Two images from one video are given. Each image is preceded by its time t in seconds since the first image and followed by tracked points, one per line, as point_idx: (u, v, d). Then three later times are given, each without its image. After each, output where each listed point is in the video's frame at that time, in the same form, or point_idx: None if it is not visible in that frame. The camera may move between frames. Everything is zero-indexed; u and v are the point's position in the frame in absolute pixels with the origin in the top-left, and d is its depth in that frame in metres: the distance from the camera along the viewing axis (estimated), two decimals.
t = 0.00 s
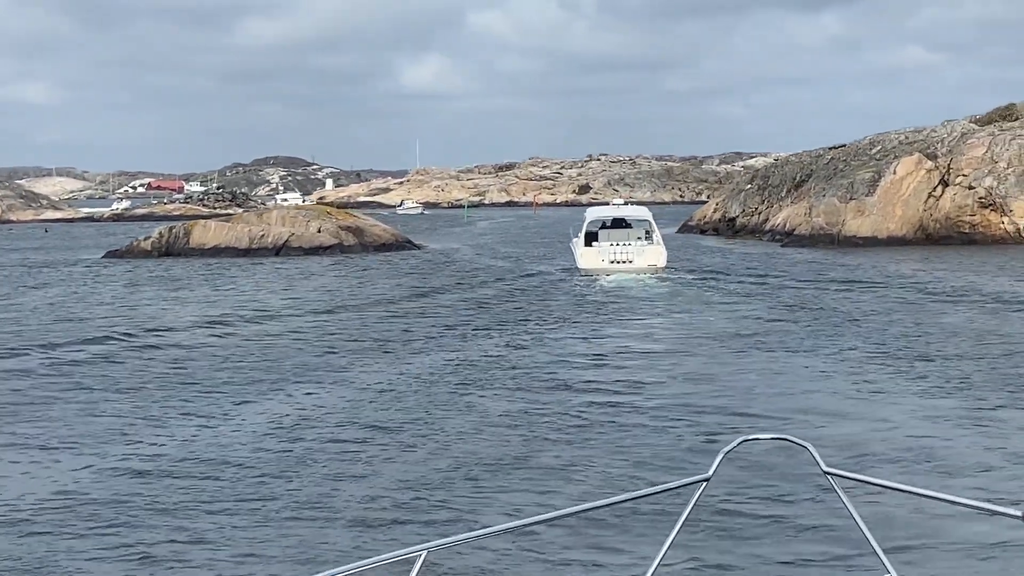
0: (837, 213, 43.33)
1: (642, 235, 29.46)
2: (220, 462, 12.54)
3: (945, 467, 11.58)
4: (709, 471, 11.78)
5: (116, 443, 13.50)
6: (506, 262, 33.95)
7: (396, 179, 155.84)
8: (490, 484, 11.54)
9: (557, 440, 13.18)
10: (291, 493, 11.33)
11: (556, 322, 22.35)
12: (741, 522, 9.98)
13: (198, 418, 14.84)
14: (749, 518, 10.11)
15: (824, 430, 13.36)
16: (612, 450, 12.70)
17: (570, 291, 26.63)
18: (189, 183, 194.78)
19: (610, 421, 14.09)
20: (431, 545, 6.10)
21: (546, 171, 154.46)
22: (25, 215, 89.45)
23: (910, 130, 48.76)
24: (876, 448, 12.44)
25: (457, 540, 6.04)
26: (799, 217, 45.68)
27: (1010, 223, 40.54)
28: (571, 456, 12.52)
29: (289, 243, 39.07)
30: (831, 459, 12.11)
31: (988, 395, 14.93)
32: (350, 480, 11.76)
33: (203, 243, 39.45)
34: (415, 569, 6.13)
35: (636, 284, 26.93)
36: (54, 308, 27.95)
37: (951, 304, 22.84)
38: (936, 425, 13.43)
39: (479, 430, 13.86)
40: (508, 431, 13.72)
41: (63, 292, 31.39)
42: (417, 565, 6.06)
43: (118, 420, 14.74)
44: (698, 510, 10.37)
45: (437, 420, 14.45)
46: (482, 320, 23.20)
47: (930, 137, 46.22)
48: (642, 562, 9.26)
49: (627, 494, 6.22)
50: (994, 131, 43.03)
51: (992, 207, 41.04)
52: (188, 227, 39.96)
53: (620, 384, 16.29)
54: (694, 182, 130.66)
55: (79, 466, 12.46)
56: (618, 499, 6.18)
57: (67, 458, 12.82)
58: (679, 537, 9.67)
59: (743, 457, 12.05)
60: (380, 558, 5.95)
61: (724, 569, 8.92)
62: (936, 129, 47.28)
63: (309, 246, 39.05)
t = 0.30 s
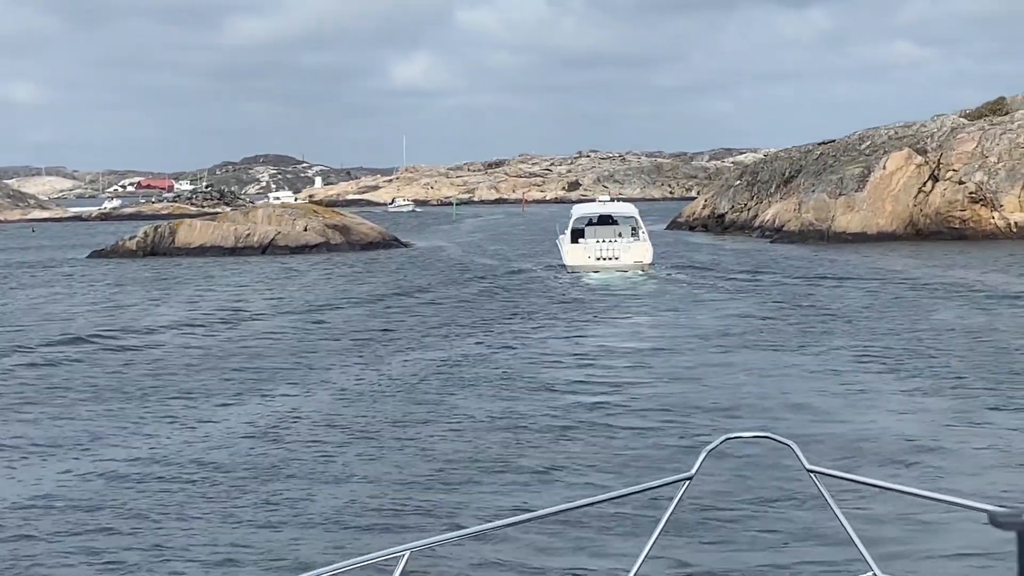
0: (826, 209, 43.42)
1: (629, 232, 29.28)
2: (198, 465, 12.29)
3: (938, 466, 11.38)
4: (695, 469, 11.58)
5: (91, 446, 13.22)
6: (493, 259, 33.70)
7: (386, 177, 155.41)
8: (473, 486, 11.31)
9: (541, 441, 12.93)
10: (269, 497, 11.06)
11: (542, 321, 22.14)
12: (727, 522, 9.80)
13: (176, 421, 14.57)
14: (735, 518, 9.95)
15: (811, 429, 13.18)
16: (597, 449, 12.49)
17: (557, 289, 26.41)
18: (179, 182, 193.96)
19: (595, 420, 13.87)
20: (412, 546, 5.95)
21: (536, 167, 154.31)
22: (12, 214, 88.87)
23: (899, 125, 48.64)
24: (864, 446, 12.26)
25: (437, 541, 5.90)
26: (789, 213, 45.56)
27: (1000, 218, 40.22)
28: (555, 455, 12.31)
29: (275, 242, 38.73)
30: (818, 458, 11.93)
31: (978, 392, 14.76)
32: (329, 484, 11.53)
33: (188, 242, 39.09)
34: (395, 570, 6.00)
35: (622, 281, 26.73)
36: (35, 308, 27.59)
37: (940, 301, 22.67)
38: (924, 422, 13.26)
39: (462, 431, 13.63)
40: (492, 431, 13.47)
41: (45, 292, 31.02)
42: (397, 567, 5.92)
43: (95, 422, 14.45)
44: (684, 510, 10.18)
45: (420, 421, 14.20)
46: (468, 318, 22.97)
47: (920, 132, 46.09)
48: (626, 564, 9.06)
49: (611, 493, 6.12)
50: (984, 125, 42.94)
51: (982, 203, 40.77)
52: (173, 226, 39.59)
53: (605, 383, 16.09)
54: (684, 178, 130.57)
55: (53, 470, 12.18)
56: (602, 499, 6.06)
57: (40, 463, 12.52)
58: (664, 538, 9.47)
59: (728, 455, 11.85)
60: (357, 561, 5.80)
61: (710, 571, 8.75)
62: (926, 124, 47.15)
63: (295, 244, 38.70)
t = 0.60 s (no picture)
0: (819, 206, 43.22)
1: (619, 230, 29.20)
2: (185, 464, 12.13)
3: (933, 465, 11.27)
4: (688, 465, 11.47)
5: (75, 446, 13.04)
6: (484, 258, 33.56)
7: (379, 176, 155.10)
8: (463, 484, 11.18)
9: (530, 440, 12.75)
10: (255, 498, 10.90)
11: (533, 319, 22.02)
12: (721, 521, 9.68)
13: (163, 420, 14.39)
14: (729, 517, 9.82)
15: (804, 427, 13.05)
16: (588, 447, 12.36)
17: (548, 287, 26.28)
18: (170, 181, 193.36)
19: (585, 418, 13.74)
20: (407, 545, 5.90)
21: (528, 165, 154.11)
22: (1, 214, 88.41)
23: (892, 122, 48.54)
24: (857, 444, 12.15)
25: (432, 540, 5.85)
26: (781, 210, 45.43)
27: (993, 215, 40.11)
28: (546, 453, 12.17)
29: (264, 242, 38.47)
30: (812, 456, 11.81)
31: (971, 389, 14.67)
32: (316, 482, 11.38)
33: (177, 242, 38.81)
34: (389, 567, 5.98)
35: (613, 279, 26.64)
36: (22, 308, 27.32)
37: (932, 299, 22.59)
38: (917, 420, 13.15)
39: (452, 428, 13.49)
40: (480, 430, 13.27)
41: (33, 292, 30.76)
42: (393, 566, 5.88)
43: (80, 423, 14.26)
44: (677, 509, 10.05)
45: (410, 420, 14.06)
46: (458, 317, 22.84)
47: (913, 129, 45.98)
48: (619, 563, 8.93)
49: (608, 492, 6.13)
50: (977, 122, 42.85)
51: (975, 199, 40.63)
52: (162, 226, 39.31)
53: (596, 381, 15.99)
54: (677, 175, 130.48)
55: (37, 472, 11.99)
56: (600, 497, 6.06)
57: (20, 465, 12.29)
58: (658, 536, 9.34)
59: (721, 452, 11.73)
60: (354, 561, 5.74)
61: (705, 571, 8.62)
62: (918, 121, 47.04)
63: (286, 244, 38.47)
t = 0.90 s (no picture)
0: (814, 203, 43.00)
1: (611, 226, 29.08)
2: (168, 466, 11.91)
3: (928, 464, 11.08)
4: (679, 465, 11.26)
5: (57, 448, 12.81)
6: (477, 256, 33.34)
7: (373, 174, 154.78)
8: (451, 484, 10.96)
9: (520, 440, 12.52)
10: (238, 499, 10.68)
11: (525, 318, 21.81)
12: (713, 523, 9.48)
13: (147, 421, 14.16)
14: (721, 518, 9.62)
15: (798, 426, 12.85)
16: (578, 446, 12.15)
17: (541, 286, 26.09)
18: (164, 180, 192.84)
19: (576, 418, 13.54)
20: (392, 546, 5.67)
21: (523, 163, 153.84)
22: None
23: (887, 118, 48.34)
24: (851, 444, 11.95)
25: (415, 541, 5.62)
26: (776, 207, 45.26)
27: (989, 211, 39.99)
28: (535, 452, 11.96)
29: (256, 241, 38.17)
30: (805, 456, 11.62)
31: (966, 388, 14.47)
32: (301, 483, 11.16)
33: (168, 241, 38.52)
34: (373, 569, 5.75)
35: (605, 277, 26.50)
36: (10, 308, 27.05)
37: (927, 296, 22.41)
38: (912, 419, 12.97)
39: (440, 428, 13.27)
40: (469, 430, 13.04)
41: (21, 292, 30.48)
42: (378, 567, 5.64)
43: (63, 424, 14.04)
44: (669, 510, 9.86)
45: (398, 419, 13.85)
46: (450, 316, 22.63)
47: (908, 125, 45.78)
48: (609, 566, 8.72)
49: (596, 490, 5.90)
50: (973, 118, 42.69)
51: (971, 196, 40.50)
52: (153, 225, 39.02)
53: (588, 380, 15.79)
54: (672, 172, 130.29)
55: (16, 475, 11.77)
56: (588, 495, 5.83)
57: None
58: (649, 539, 9.14)
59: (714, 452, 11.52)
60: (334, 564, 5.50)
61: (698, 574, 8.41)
62: (914, 117, 46.85)
63: (277, 243, 38.20)
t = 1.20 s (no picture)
0: (810, 200, 42.83)
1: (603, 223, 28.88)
2: (154, 467, 11.73)
3: (924, 464, 10.90)
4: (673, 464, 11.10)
5: (42, 448, 12.60)
6: (470, 254, 33.14)
7: (369, 172, 154.48)
8: (440, 484, 10.79)
9: (510, 439, 12.33)
10: (225, 499, 10.52)
11: (518, 316, 21.62)
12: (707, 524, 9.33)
13: (134, 420, 13.96)
14: (714, 519, 9.47)
15: (792, 426, 12.67)
16: (570, 445, 11.98)
17: (534, 283, 25.89)
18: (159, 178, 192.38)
19: (567, 417, 13.35)
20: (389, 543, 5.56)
21: (518, 160, 153.55)
22: None
23: (883, 114, 48.15)
24: (847, 444, 11.77)
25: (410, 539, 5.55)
26: (772, 204, 45.08)
27: (986, 208, 39.93)
28: (526, 452, 11.79)
29: (248, 239, 37.90)
30: (800, 456, 11.44)
31: (963, 387, 14.30)
32: (289, 484, 10.98)
33: (160, 240, 38.26)
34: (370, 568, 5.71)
35: (599, 274, 26.32)
36: None
37: (923, 294, 22.23)
38: (908, 418, 12.78)
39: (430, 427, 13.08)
40: (460, 430, 12.82)
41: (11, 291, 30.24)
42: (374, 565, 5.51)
43: (49, 423, 13.83)
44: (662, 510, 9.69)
45: (386, 417, 13.68)
46: (441, 314, 22.43)
47: (905, 121, 45.59)
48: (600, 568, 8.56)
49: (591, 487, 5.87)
50: (970, 114, 42.54)
51: (968, 192, 40.44)
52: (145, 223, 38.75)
53: (579, 379, 15.61)
54: (668, 170, 130.10)
55: None
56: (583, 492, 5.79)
57: None
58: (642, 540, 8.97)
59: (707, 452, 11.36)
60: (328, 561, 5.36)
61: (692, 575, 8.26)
62: (910, 113, 46.67)
63: (270, 241, 37.95)
